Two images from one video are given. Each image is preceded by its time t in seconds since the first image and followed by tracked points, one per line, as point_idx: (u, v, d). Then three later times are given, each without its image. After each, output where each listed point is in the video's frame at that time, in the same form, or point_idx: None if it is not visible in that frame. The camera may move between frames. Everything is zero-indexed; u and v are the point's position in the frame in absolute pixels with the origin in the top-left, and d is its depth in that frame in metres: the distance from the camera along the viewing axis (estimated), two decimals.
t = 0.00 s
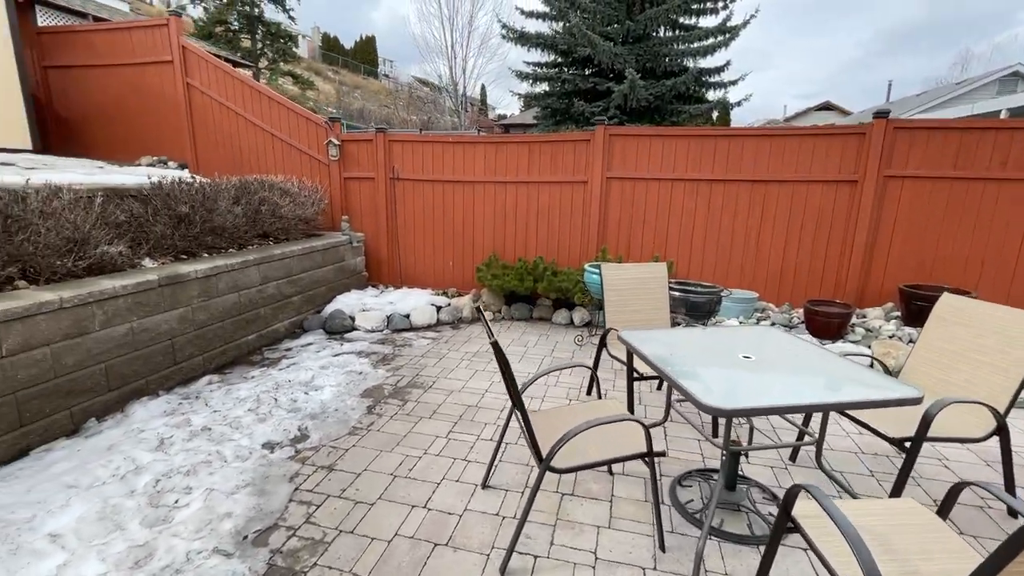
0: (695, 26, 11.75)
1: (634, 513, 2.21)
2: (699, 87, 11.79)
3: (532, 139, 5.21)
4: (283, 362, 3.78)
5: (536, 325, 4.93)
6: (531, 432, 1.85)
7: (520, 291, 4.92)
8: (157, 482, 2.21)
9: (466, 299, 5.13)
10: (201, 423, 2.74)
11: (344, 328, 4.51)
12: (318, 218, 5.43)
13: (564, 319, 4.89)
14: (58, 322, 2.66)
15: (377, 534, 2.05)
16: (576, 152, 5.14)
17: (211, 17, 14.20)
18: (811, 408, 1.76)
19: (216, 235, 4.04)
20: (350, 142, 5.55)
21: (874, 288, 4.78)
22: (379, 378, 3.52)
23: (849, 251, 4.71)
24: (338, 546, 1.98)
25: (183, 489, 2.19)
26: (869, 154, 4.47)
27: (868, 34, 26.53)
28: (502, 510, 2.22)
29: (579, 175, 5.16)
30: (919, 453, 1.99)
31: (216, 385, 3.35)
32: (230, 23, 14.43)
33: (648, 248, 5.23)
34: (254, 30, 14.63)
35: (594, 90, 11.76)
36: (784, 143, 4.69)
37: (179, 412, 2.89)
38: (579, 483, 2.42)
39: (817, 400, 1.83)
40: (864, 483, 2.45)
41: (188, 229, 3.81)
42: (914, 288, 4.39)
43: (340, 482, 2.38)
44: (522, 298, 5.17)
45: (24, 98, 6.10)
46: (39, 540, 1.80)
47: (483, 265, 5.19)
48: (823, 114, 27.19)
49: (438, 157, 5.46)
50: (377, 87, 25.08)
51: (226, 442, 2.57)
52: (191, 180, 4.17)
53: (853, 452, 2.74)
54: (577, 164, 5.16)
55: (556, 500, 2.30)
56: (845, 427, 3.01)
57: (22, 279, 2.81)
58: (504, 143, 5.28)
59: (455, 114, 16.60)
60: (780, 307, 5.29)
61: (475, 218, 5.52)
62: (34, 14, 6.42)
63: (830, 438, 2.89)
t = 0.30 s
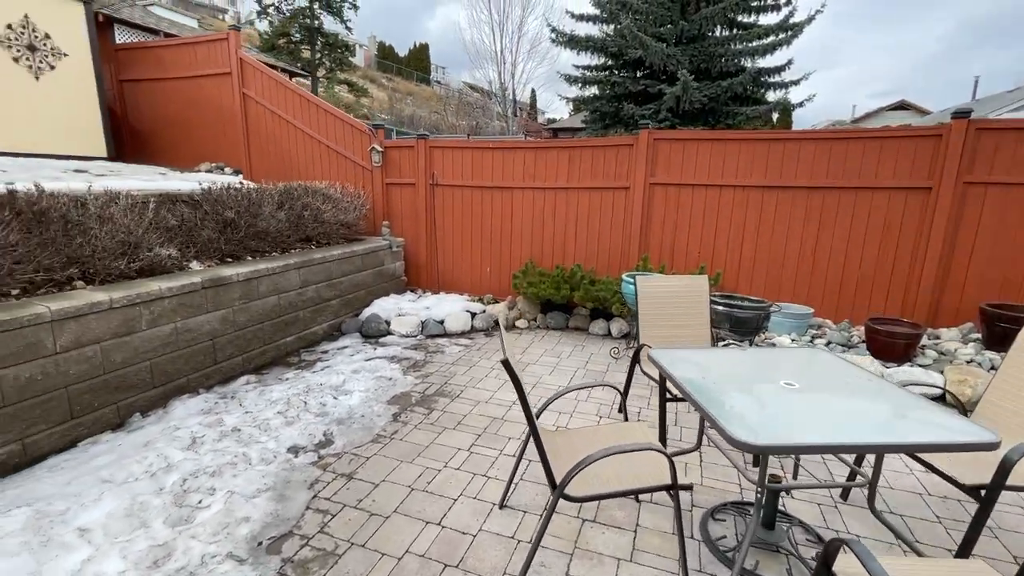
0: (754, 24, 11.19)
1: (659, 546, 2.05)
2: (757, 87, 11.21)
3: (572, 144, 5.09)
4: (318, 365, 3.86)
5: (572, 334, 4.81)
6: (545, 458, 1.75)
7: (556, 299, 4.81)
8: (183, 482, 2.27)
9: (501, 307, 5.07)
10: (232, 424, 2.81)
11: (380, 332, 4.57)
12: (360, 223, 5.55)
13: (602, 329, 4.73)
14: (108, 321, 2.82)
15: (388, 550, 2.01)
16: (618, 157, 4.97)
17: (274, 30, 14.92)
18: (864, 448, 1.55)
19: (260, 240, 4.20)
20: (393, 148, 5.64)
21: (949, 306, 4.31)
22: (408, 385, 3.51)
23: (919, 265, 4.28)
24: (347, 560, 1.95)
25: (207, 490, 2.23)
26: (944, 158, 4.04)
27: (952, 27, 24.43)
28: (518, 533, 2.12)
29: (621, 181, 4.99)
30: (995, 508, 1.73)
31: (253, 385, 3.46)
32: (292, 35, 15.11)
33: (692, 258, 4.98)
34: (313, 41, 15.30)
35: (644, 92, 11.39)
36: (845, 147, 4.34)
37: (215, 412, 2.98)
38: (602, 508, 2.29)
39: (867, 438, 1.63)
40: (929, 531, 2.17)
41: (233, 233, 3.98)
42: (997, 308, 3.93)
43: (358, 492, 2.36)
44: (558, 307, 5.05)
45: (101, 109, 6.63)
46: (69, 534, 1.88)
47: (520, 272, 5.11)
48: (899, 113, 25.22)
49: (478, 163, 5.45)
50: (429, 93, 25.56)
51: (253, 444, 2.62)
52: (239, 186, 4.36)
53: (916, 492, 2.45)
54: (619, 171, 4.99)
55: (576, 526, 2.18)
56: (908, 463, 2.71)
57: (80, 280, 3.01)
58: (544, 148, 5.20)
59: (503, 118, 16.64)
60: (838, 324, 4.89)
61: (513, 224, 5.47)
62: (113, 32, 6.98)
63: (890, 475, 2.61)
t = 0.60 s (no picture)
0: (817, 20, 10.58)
1: None
2: (818, 87, 10.58)
3: (615, 149, 4.94)
4: (353, 367, 3.90)
5: (611, 344, 4.65)
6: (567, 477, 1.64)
7: (596, 307, 4.66)
8: (214, 479, 2.31)
9: (538, 314, 4.97)
10: (267, 424, 2.86)
11: (416, 336, 4.59)
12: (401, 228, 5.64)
13: (643, 340, 4.54)
14: (156, 319, 2.95)
15: (407, 563, 1.96)
16: (664, 161, 4.77)
17: (330, 40, 15.50)
18: (934, 493, 1.35)
19: (303, 243, 4.32)
20: (435, 154, 5.69)
21: None
22: (439, 391, 3.48)
23: (1004, 278, 3.84)
24: (365, 571, 1.91)
25: (236, 490, 2.26)
26: None
27: None
28: (541, 555, 2.01)
29: (666, 187, 4.79)
30: None
31: (290, 385, 3.53)
32: (346, 45, 15.67)
33: (743, 267, 4.69)
34: (366, 51, 15.82)
35: (696, 94, 10.98)
36: (918, 149, 3.96)
37: (251, 411, 3.05)
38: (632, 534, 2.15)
39: (940, 480, 1.41)
40: None
41: (277, 236, 4.12)
42: None
43: (382, 501, 2.32)
44: (597, 315, 4.90)
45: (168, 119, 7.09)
46: (104, 526, 1.94)
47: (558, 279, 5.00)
48: (981, 113, 23.25)
49: (519, 168, 5.39)
50: (477, 99, 25.83)
51: (284, 446, 2.65)
52: (285, 192, 4.53)
53: (997, 538, 2.15)
54: (665, 175, 4.79)
55: (603, 552, 2.04)
56: (989, 503, 2.40)
57: (134, 280, 3.17)
58: (586, 153, 5.07)
59: (549, 123, 16.55)
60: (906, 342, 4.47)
61: (553, 229, 5.36)
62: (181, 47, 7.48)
63: (965, 516, 2.32)
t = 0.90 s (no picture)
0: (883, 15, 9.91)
1: None
2: (883, 85, 9.91)
3: (660, 152, 4.73)
4: (388, 372, 3.88)
5: (652, 356, 4.43)
6: (602, 507, 1.50)
7: (637, 317, 4.48)
8: (244, 484, 2.30)
9: (577, 322, 4.82)
10: (299, 428, 2.86)
11: (451, 342, 4.55)
12: (439, 232, 5.64)
13: (688, 353, 4.30)
14: (197, 320, 3.02)
15: None
16: (712, 165, 4.53)
17: (378, 49, 15.89)
18: None
19: (342, 247, 4.37)
20: (474, 158, 5.66)
21: None
22: (472, 400, 3.39)
23: None
24: None
25: (264, 496, 2.24)
26: None
27: None
28: None
29: (714, 192, 4.54)
30: None
31: (324, 389, 3.53)
32: (393, 54, 16.02)
33: (797, 278, 4.37)
34: (413, 58, 16.11)
35: (748, 95, 10.48)
36: (1004, 151, 3.55)
37: (285, 414, 3.06)
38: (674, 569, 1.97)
39: None
40: None
41: (317, 240, 4.18)
42: None
43: (408, 515, 2.24)
44: (639, 325, 4.70)
45: (223, 127, 7.42)
46: (134, 527, 1.95)
47: (598, 287, 4.84)
48: None
49: (559, 172, 5.27)
50: (520, 104, 25.82)
51: (314, 451, 2.62)
52: (327, 197, 4.61)
53: None
54: (714, 179, 4.54)
55: None
56: None
57: (180, 281, 3.27)
58: (629, 156, 4.89)
59: (592, 127, 16.30)
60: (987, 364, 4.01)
61: (593, 236, 5.21)
62: (235, 57, 7.87)
63: None
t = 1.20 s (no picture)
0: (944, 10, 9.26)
1: None
2: (944, 85, 9.21)
3: (701, 157, 4.49)
4: (415, 383, 3.80)
5: (692, 372, 4.18)
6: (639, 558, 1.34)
7: (676, 331, 4.26)
8: (263, 501, 2.24)
9: (611, 334, 4.63)
10: (323, 441, 2.79)
11: (480, 352, 4.45)
12: (470, 239, 5.56)
13: (730, 371, 4.04)
14: (226, 328, 3.01)
15: None
16: (758, 171, 4.26)
17: (415, 57, 16.09)
18: None
19: (372, 254, 4.34)
20: (507, 164, 5.57)
21: None
22: (500, 416, 3.26)
23: None
24: None
25: (282, 514, 2.17)
26: None
27: None
28: None
29: (760, 199, 4.27)
30: None
31: (351, 400, 3.47)
32: (430, 61, 16.18)
33: (852, 292, 4.03)
34: (449, 65, 16.24)
35: (794, 97, 9.96)
36: None
37: (310, 425, 3.01)
38: None
39: None
40: None
41: (348, 247, 4.16)
42: None
43: (429, 542, 2.12)
44: (677, 339, 4.47)
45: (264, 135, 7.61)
46: (150, 544, 1.90)
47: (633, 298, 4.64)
48: None
49: (593, 179, 5.10)
50: (555, 109, 25.63)
51: (336, 467, 2.54)
52: (358, 203, 4.61)
53: None
54: (760, 186, 4.27)
55: None
56: None
57: (212, 288, 3.29)
58: (668, 162, 4.68)
59: (628, 132, 15.96)
60: None
61: (629, 244, 5.01)
62: (276, 67, 8.14)
63: None
